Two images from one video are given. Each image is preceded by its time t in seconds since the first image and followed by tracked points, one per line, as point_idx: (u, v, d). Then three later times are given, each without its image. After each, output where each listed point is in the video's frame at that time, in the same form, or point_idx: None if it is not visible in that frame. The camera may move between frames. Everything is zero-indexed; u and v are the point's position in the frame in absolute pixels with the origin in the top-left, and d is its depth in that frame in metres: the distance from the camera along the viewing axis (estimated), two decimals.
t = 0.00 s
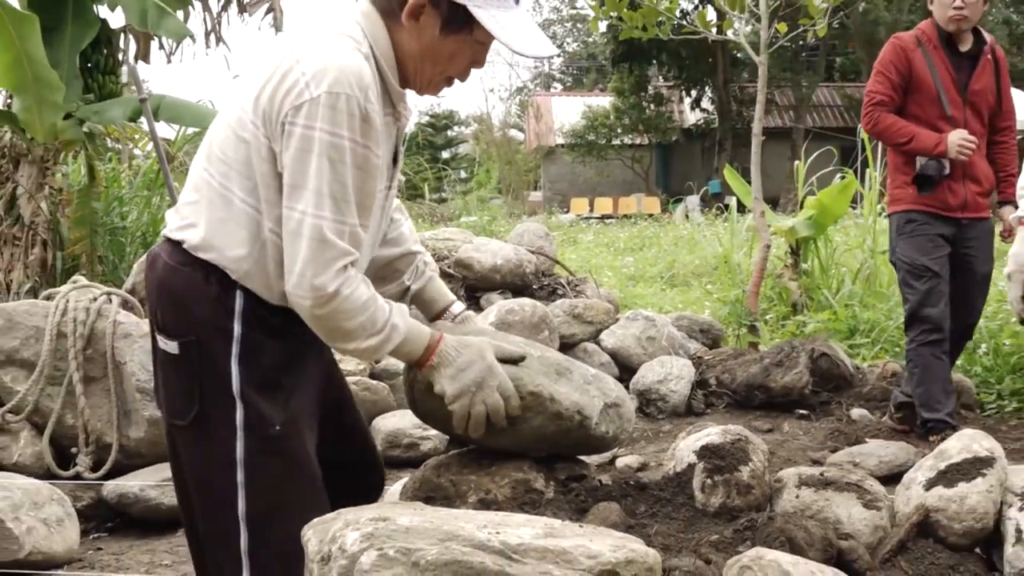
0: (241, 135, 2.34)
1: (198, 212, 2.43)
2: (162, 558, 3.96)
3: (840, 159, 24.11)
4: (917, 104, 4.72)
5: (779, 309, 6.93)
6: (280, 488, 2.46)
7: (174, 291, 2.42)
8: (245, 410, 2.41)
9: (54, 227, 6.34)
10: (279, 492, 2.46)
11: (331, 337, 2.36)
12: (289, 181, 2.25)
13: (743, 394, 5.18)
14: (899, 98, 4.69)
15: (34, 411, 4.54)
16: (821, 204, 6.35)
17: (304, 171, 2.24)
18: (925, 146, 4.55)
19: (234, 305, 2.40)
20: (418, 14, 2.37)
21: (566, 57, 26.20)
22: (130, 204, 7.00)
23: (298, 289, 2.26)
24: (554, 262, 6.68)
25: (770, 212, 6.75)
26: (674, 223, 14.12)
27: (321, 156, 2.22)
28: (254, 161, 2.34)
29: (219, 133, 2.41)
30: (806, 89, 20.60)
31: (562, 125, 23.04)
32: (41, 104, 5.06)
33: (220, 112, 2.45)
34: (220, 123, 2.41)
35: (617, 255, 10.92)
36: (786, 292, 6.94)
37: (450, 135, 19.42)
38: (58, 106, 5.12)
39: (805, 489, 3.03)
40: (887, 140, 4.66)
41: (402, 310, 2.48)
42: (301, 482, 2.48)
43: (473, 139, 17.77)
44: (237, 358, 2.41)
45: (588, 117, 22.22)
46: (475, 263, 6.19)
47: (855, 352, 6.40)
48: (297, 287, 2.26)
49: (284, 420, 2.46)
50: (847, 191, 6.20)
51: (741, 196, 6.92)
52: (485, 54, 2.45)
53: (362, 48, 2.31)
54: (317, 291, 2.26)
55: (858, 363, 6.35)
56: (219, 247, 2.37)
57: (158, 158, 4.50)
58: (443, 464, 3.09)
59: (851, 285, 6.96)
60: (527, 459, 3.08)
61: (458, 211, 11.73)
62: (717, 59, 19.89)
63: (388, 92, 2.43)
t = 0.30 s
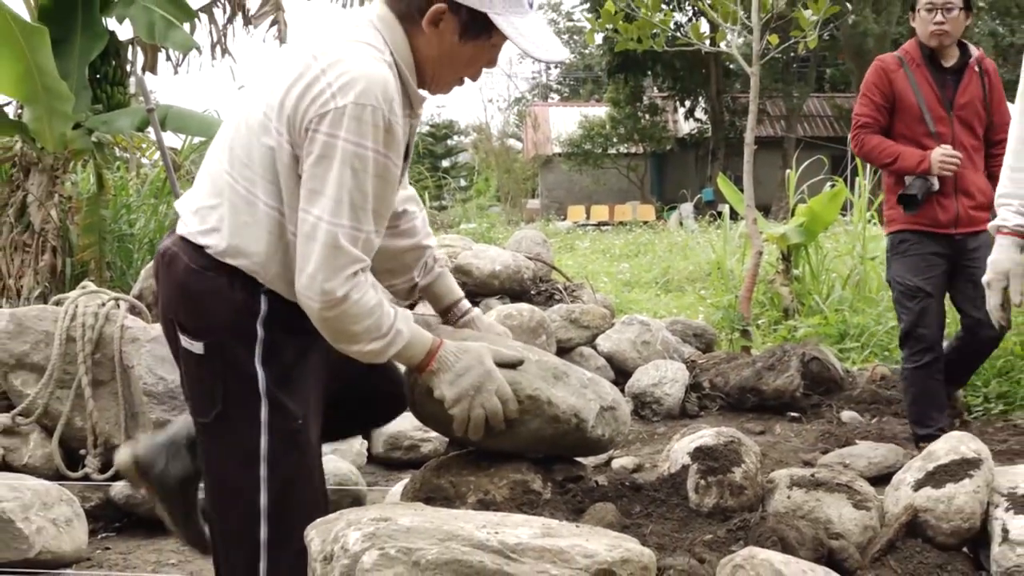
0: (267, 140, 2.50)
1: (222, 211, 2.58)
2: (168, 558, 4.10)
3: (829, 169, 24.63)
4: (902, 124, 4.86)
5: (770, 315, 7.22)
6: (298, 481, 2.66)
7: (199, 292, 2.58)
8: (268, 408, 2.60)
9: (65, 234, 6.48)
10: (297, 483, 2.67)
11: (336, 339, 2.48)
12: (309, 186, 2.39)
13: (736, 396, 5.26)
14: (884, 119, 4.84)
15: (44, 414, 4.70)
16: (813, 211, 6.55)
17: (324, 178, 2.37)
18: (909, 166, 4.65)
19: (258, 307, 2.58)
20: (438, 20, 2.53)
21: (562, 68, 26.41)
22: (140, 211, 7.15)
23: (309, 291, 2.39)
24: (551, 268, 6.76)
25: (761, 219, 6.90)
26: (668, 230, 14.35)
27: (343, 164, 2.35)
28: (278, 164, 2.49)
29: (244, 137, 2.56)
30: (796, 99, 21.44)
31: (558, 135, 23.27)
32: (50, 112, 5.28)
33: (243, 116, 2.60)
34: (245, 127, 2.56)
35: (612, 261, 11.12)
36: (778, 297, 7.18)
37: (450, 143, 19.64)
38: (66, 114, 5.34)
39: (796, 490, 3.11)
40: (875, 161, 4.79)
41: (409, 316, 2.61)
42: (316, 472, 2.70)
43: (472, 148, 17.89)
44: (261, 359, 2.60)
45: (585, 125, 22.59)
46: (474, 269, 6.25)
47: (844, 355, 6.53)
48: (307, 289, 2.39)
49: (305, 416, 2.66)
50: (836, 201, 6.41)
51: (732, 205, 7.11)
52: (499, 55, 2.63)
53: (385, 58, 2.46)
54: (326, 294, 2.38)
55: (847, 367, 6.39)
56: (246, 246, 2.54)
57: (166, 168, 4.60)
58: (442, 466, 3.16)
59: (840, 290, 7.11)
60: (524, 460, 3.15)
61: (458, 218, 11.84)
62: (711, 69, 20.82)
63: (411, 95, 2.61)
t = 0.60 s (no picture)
0: (277, 149, 2.62)
1: (235, 218, 2.73)
2: (171, 553, 4.37)
3: (815, 174, 25.31)
4: (896, 130, 5.00)
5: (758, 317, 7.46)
6: (308, 472, 2.87)
7: (208, 301, 2.80)
8: (279, 404, 2.84)
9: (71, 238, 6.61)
10: (309, 474, 2.89)
11: (341, 339, 2.60)
12: (321, 193, 2.50)
13: (725, 396, 5.49)
14: (877, 125, 5.01)
15: (52, 413, 5.14)
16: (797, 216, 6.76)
17: (335, 185, 2.48)
18: (897, 173, 4.81)
19: (268, 315, 2.79)
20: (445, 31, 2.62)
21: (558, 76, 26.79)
22: (145, 215, 7.26)
23: (321, 294, 2.50)
24: (545, 271, 6.93)
25: (749, 223, 7.15)
26: (660, 234, 14.78)
27: (359, 173, 2.45)
28: (289, 170, 2.61)
29: (257, 144, 2.69)
30: (784, 107, 21.80)
31: (551, 141, 23.84)
32: (58, 121, 5.81)
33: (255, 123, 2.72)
34: (257, 134, 2.68)
35: (605, 265, 11.57)
36: (765, 299, 7.41)
37: (447, 150, 20.02)
38: (74, 123, 5.87)
39: (784, 487, 3.21)
40: (866, 166, 4.96)
41: (409, 320, 2.74)
42: (328, 463, 2.91)
43: (469, 155, 18.07)
44: (271, 359, 2.83)
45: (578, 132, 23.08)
46: (471, 272, 6.34)
47: (832, 356, 6.83)
48: (316, 292, 2.51)
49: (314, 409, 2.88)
50: (822, 204, 6.64)
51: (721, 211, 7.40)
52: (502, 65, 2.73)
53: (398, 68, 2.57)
54: (334, 298, 2.50)
55: (834, 367, 6.73)
56: (256, 254, 2.70)
57: (170, 175, 4.67)
58: (439, 464, 3.24)
59: (827, 291, 7.35)
60: (519, 459, 3.23)
61: (454, 223, 11.91)
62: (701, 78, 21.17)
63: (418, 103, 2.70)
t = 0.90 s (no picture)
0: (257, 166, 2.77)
1: (226, 230, 2.90)
2: (166, 548, 4.51)
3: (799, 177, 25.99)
4: (908, 139, 5.08)
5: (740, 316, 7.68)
6: (301, 467, 3.01)
7: (207, 307, 2.98)
8: (271, 402, 2.99)
9: (69, 239, 6.66)
10: (304, 468, 3.03)
11: (320, 346, 2.76)
12: (290, 210, 2.64)
13: (708, 394, 5.83)
14: (887, 133, 5.14)
15: (49, 411, 5.23)
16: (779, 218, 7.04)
17: (301, 202, 2.62)
18: (901, 177, 4.87)
19: (256, 316, 2.94)
20: (423, 54, 2.70)
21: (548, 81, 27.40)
22: (139, 217, 7.35)
23: (292, 306, 2.66)
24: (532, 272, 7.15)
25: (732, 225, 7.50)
26: (644, 237, 15.33)
27: (318, 193, 2.59)
28: (266, 186, 2.76)
29: (242, 160, 2.84)
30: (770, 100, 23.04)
31: (539, 145, 25.57)
32: (56, 124, 5.88)
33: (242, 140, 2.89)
34: (242, 151, 2.84)
35: (591, 267, 12.05)
36: (747, 299, 7.70)
37: (438, 152, 20.36)
38: (71, 127, 5.93)
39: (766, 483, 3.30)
40: (874, 174, 5.06)
41: (391, 325, 2.86)
42: (325, 458, 3.05)
43: (458, 158, 18.09)
44: (262, 359, 2.98)
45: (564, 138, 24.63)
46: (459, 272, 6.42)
47: (813, 354, 7.08)
48: (289, 304, 2.67)
49: (307, 408, 3.00)
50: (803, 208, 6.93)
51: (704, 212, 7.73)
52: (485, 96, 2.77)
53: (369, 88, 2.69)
54: (305, 309, 2.65)
55: (815, 365, 6.99)
56: (241, 265, 2.86)
57: (165, 177, 4.71)
58: (427, 462, 3.29)
59: (807, 292, 7.63)
60: (506, 456, 3.30)
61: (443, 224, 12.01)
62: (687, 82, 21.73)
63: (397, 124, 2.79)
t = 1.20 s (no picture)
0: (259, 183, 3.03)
1: (239, 242, 3.15)
2: (158, 542, 4.63)
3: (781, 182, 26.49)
4: (921, 136, 5.15)
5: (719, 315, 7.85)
6: (301, 458, 3.17)
7: (224, 307, 3.23)
8: (275, 394, 3.17)
9: (63, 240, 6.77)
10: (305, 460, 3.17)
11: (299, 345, 2.93)
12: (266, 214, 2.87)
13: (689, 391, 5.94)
14: (901, 130, 5.18)
15: (43, 408, 5.34)
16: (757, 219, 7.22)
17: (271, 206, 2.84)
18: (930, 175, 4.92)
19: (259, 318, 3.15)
20: (391, 81, 2.83)
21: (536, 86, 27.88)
22: (132, 218, 7.44)
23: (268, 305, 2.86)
24: (516, 271, 7.34)
25: (712, 227, 7.76)
26: (626, 239, 15.79)
27: (282, 197, 2.79)
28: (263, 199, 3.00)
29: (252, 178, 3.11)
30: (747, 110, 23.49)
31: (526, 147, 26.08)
32: (50, 128, 5.94)
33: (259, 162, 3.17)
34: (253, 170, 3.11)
35: (575, 268, 12.48)
36: (726, 298, 7.86)
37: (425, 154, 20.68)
38: (66, 130, 6.01)
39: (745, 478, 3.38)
40: (892, 171, 5.08)
41: (372, 322, 2.98)
42: (327, 448, 3.20)
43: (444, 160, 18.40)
44: (267, 354, 3.15)
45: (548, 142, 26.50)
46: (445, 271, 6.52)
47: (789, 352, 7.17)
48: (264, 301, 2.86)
49: (308, 401, 3.16)
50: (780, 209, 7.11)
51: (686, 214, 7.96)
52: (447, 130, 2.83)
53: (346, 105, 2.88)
54: (274, 307, 2.84)
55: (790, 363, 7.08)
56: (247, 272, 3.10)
57: (157, 179, 4.74)
58: (414, 458, 3.35)
59: (785, 291, 7.79)
60: (492, 452, 3.37)
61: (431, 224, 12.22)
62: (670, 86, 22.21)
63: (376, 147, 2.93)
